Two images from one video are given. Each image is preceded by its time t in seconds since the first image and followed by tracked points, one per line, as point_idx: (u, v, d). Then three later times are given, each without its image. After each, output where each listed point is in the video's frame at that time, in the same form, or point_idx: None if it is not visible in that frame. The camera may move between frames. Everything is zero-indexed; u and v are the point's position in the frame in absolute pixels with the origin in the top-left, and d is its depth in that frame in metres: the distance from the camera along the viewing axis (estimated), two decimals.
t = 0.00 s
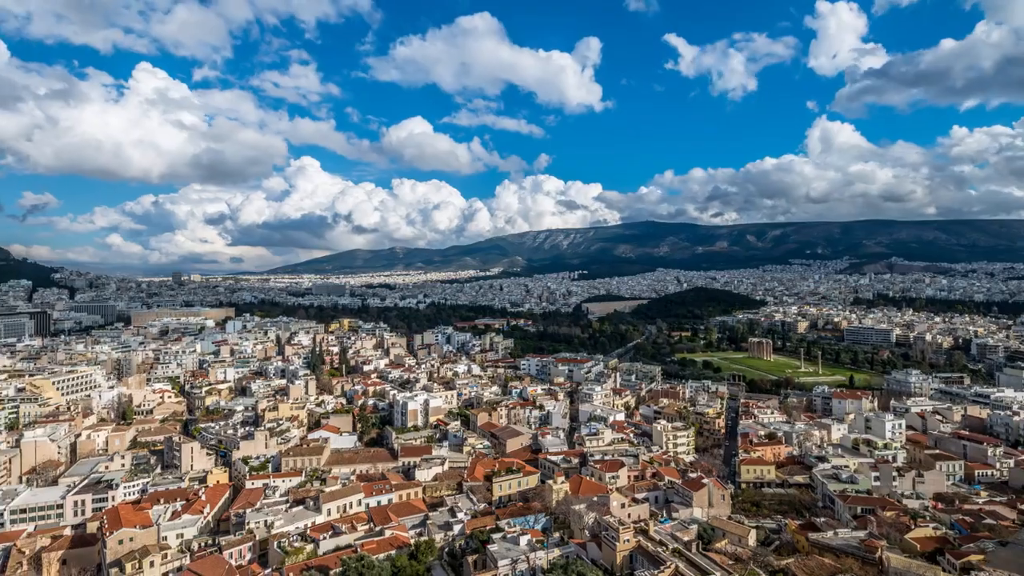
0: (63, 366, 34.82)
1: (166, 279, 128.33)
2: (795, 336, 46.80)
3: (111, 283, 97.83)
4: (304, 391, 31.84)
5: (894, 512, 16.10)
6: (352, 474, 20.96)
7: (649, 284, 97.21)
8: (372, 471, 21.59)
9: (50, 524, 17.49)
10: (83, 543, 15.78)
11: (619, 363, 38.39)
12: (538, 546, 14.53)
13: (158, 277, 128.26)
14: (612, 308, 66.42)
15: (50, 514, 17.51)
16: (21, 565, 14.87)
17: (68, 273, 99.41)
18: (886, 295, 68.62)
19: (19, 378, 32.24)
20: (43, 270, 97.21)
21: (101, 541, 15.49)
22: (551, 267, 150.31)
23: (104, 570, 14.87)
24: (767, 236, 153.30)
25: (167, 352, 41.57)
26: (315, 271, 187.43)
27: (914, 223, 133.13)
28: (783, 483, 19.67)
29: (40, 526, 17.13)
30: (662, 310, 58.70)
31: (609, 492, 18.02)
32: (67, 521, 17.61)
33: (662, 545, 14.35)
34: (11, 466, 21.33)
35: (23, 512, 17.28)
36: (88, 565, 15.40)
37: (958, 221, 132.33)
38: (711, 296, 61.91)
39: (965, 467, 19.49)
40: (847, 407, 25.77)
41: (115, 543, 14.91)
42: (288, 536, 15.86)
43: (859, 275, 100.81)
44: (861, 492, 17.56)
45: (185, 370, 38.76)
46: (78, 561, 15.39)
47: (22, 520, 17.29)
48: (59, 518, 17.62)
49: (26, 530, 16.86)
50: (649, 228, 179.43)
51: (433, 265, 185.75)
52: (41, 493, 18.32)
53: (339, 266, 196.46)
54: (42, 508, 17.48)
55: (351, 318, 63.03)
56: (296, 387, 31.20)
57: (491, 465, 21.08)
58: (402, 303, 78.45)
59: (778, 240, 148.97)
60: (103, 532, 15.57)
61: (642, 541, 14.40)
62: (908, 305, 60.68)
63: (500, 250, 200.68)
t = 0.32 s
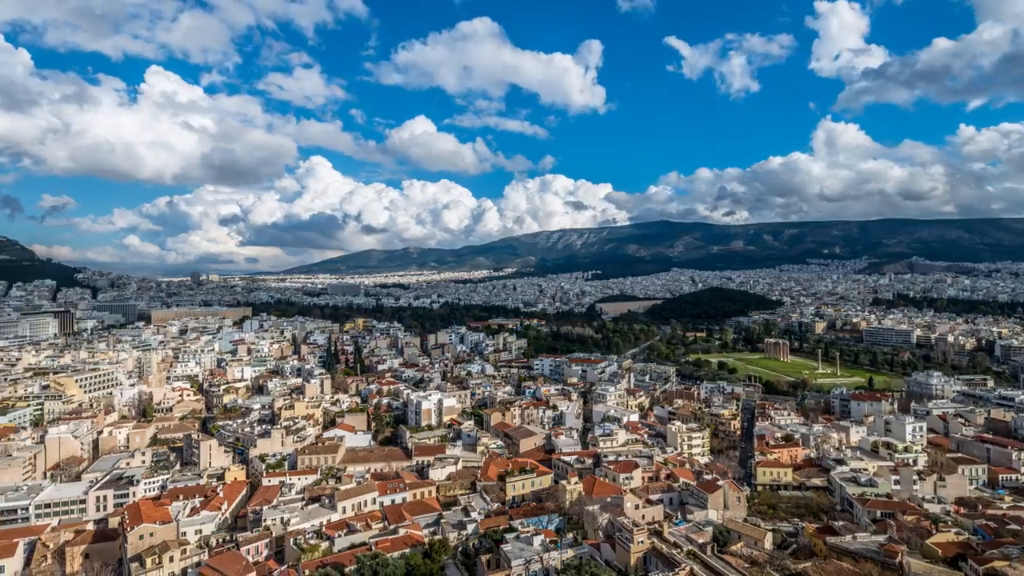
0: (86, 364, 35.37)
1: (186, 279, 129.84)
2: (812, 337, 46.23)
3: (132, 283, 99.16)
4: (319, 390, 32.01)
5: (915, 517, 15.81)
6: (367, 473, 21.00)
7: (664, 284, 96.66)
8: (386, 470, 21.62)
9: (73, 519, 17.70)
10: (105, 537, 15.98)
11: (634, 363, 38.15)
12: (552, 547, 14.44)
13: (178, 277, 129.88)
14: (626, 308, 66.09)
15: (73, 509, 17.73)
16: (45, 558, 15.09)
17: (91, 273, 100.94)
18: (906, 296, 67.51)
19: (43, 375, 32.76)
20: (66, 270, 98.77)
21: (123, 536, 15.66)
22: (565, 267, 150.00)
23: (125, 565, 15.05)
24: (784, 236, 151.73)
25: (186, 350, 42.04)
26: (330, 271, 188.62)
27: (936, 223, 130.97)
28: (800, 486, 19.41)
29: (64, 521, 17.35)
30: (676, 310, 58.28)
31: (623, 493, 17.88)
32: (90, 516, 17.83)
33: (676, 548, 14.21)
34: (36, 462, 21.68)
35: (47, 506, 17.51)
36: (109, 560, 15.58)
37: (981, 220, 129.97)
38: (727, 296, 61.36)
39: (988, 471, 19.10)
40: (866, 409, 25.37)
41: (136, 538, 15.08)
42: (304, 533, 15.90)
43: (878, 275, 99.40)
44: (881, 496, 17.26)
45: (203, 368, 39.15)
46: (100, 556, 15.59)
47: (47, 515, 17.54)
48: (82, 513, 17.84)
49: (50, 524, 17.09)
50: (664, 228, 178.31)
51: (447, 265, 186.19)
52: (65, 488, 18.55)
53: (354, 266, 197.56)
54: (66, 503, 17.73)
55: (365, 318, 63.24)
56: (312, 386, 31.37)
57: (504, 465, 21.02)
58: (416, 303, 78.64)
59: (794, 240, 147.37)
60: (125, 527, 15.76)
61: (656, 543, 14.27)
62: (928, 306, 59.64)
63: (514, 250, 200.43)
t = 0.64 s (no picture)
0: (107, 362, 35.80)
1: (204, 278, 131.08)
2: (830, 338, 45.64)
3: (152, 282, 100.21)
4: (334, 389, 32.14)
5: (936, 522, 15.51)
6: (381, 471, 21.03)
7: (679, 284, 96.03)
8: (400, 468, 21.62)
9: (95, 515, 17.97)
10: (126, 533, 16.16)
11: (647, 364, 37.88)
12: (565, 547, 14.35)
13: (197, 277, 131.25)
14: (640, 308, 65.74)
15: (95, 504, 17.96)
16: (69, 553, 15.35)
17: (113, 273, 102.21)
18: (927, 296, 66.42)
19: (66, 373, 33.26)
20: (89, 270, 100.09)
21: (143, 532, 15.88)
22: (579, 267, 149.53)
23: (145, 560, 15.22)
24: (801, 235, 150.03)
25: (204, 349, 42.43)
26: (345, 271, 189.63)
27: (958, 222, 128.71)
28: (817, 489, 19.13)
29: (86, 516, 17.59)
30: (691, 310, 57.84)
31: (637, 494, 17.73)
32: (112, 511, 18.03)
33: (691, 550, 14.06)
34: (60, 458, 21.99)
35: (70, 502, 17.76)
36: (130, 554, 15.74)
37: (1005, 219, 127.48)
38: (742, 296, 60.81)
39: (1012, 476, 18.69)
40: (885, 411, 24.99)
41: (156, 533, 15.24)
42: (319, 530, 15.94)
43: (898, 275, 97.88)
44: (900, 500, 16.95)
45: (221, 367, 39.48)
46: (121, 551, 15.76)
47: (70, 509, 17.78)
48: (104, 508, 18.06)
49: (73, 519, 17.31)
50: (678, 227, 177.10)
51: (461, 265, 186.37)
52: (87, 483, 18.77)
53: (369, 266, 198.42)
54: (88, 498, 17.96)
55: (379, 317, 63.46)
56: (326, 385, 31.52)
57: (518, 464, 20.94)
58: (430, 303, 78.67)
59: (812, 239, 145.66)
60: (145, 523, 15.93)
61: (671, 545, 14.12)
62: (950, 306, 58.58)
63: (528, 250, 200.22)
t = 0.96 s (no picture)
0: (129, 361, 36.25)
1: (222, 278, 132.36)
2: (849, 339, 45.03)
3: (172, 282, 101.37)
4: (349, 388, 32.26)
5: (959, 527, 15.19)
6: (396, 470, 21.04)
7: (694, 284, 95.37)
8: (415, 467, 21.63)
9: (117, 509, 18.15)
10: (147, 528, 16.22)
11: (662, 364, 37.61)
12: (579, 548, 14.24)
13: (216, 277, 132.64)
14: (654, 308, 65.36)
15: (117, 500, 18.11)
16: (92, 547, 15.51)
17: (134, 273, 103.49)
18: (950, 297, 65.30)
19: (89, 371, 33.82)
20: (111, 270, 101.43)
21: (163, 527, 15.94)
22: (594, 267, 149.00)
23: (166, 555, 15.29)
24: (819, 234, 148.33)
25: (222, 348, 42.80)
26: (361, 271, 190.56)
27: (981, 221, 126.47)
28: (835, 492, 18.83)
29: (109, 511, 17.73)
30: (707, 310, 57.39)
31: (652, 495, 17.55)
32: (133, 506, 18.22)
33: (706, 552, 13.88)
34: (83, 454, 22.30)
35: (93, 497, 17.95)
36: (151, 549, 15.78)
37: None
38: (759, 296, 60.23)
39: None
40: (906, 414, 24.56)
41: (176, 529, 15.30)
42: (335, 528, 15.98)
43: (920, 275, 96.39)
44: (922, 504, 16.63)
45: (239, 365, 39.78)
46: (142, 545, 15.84)
47: (93, 505, 17.95)
48: (126, 503, 18.25)
49: (96, 513, 17.48)
50: (694, 227, 175.74)
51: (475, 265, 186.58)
52: (110, 479, 18.99)
53: (384, 266, 199.31)
54: (110, 493, 18.14)
55: (394, 317, 63.72)
56: (342, 383, 31.64)
57: (531, 464, 20.84)
58: (445, 302, 78.75)
59: (830, 238, 143.97)
60: (165, 518, 16.01)
61: (686, 547, 13.95)
62: (973, 307, 57.48)
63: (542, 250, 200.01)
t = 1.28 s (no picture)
0: (150, 359, 36.68)
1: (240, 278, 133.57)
2: (869, 340, 44.36)
3: (192, 282, 102.46)
4: (365, 387, 32.37)
5: (983, 533, 14.82)
6: (410, 469, 21.05)
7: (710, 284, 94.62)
8: (429, 466, 21.61)
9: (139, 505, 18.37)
10: (168, 523, 16.38)
11: (678, 365, 37.33)
12: (593, 549, 14.11)
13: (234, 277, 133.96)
14: (669, 308, 64.93)
15: (138, 495, 18.40)
16: (115, 541, 15.81)
17: (155, 273, 104.73)
18: (974, 298, 64.07)
19: (112, 368, 34.29)
20: (133, 270, 102.81)
21: (184, 522, 15.98)
22: (609, 267, 148.34)
23: (186, 550, 15.39)
24: (838, 233, 146.46)
25: (241, 347, 43.20)
26: (376, 271, 191.49)
27: (1006, 220, 123.96)
28: (855, 496, 18.49)
29: (131, 506, 17.97)
30: (723, 310, 56.93)
31: (667, 496, 17.35)
32: (155, 502, 18.43)
33: (722, 555, 13.67)
34: (106, 450, 22.59)
35: (116, 492, 18.19)
36: (171, 544, 15.92)
37: None
38: (776, 296, 59.56)
39: None
40: (929, 417, 24.08)
41: (195, 524, 15.41)
42: (351, 526, 16.00)
43: (943, 275, 94.76)
44: (945, 509, 16.27)
45: (257, 364, 40.09)
46: (163, 540, 15.99)
47: (115, 500, 18.21)
48: (147, 499, 18.45)
49: (119, 509, 17.72)
50: (710, 227, 174.35)
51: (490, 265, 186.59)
52: (131, 475, 19.26)
53: (399, 266, 200.07)
54: (132, 489, 18.40)
55: (409, 317, 63.92)
56: (357, 382, 31.75)
57: (545, 464, 20.74)
58: (459, 302, 78.77)
59: (849, 237, 142.06)
60: (186, 514, 16.13)
61: (702, 549, 13.75)
62: (999, 308, 56.32)
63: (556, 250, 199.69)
